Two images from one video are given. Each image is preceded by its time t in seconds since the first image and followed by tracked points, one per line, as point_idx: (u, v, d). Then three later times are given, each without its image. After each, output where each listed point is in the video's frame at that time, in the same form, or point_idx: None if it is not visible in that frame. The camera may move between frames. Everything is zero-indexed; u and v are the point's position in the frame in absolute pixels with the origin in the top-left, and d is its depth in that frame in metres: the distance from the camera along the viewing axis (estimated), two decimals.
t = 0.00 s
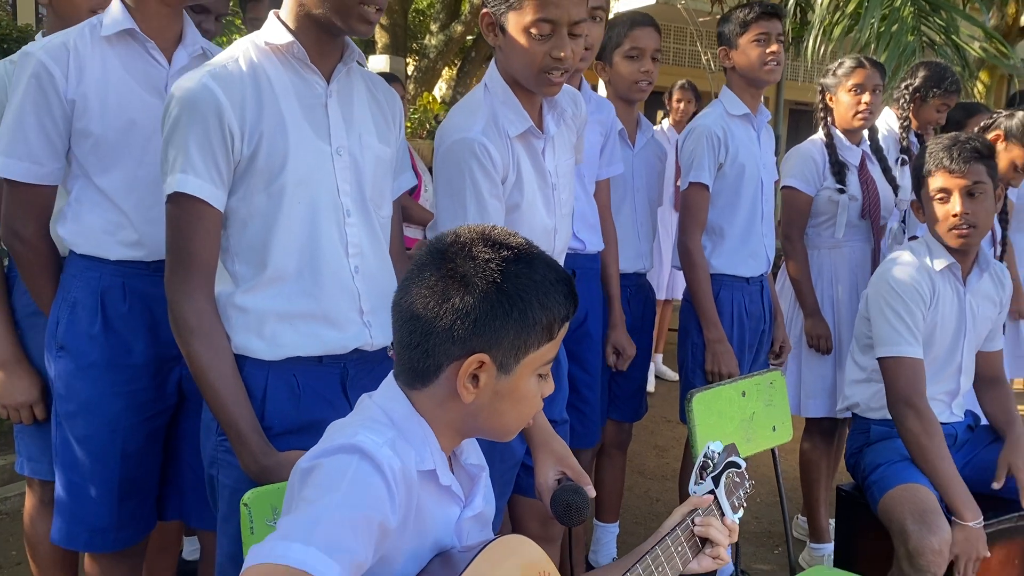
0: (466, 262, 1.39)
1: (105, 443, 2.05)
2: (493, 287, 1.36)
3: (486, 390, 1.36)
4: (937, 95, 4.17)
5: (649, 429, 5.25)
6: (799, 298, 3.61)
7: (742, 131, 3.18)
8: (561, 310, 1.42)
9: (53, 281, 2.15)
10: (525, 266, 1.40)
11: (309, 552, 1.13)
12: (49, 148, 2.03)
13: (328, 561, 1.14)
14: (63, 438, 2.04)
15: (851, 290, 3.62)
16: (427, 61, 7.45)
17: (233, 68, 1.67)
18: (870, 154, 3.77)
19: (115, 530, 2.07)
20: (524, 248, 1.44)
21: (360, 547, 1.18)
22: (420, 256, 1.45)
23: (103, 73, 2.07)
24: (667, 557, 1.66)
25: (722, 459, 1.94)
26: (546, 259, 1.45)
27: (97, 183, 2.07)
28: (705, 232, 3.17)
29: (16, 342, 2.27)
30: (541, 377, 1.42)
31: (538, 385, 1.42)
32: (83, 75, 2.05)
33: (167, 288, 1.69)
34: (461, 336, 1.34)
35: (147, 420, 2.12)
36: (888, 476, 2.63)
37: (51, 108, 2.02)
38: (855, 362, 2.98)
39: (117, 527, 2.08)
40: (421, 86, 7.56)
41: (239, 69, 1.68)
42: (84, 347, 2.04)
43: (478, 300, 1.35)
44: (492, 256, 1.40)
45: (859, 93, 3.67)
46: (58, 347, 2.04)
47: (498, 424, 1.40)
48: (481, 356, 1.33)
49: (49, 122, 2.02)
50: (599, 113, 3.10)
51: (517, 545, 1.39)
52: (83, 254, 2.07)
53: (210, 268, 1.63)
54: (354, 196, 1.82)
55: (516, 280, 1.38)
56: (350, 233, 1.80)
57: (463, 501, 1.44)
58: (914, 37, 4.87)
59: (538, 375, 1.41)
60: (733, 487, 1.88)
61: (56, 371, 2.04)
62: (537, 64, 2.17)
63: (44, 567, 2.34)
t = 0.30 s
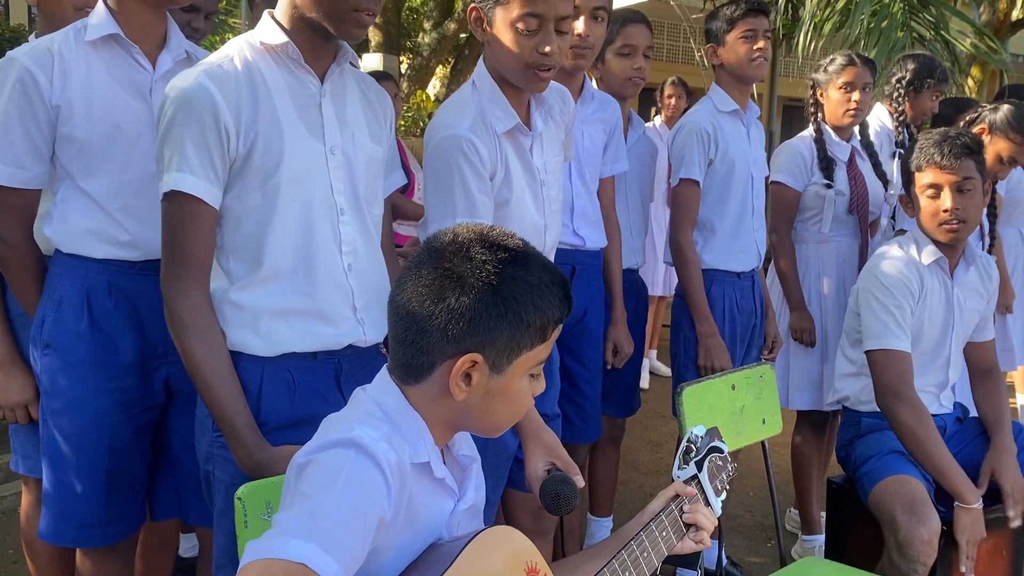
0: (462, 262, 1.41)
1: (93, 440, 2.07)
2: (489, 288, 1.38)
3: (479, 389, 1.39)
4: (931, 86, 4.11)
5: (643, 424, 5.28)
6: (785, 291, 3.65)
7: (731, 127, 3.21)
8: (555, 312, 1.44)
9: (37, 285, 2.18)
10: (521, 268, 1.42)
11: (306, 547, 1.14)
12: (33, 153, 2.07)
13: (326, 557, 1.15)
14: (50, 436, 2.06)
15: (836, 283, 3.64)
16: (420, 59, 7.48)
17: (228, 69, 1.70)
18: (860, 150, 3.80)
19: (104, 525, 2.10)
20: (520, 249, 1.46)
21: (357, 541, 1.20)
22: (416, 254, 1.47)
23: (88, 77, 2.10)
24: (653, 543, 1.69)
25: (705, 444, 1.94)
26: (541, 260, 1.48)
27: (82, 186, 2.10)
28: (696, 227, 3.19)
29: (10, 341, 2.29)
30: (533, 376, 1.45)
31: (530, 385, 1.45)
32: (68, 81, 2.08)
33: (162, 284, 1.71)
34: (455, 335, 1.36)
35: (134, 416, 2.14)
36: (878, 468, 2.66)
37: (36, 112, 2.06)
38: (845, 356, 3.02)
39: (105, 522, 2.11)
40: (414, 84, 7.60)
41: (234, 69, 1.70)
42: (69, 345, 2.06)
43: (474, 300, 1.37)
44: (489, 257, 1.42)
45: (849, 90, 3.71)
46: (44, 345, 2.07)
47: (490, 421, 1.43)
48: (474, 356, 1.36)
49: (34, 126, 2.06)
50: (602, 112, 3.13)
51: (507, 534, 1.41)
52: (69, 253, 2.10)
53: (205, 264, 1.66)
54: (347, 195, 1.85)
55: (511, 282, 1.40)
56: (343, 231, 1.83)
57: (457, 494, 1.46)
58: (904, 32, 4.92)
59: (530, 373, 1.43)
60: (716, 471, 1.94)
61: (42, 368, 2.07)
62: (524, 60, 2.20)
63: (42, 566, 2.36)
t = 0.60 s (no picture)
0: (441, 253, 1.43)
1: (83, 433, 2.08)
2: (468, 279, 1.40)
3: (461, 378, 1.41)
4: (923, 73, 4.13)
5: (638, 417, 5.31)
6: (779, 285, 3.65)
7: (720, 121, 3.23)
8: (535, 302, 1.46)
9: (27, 278, 2.18)
10: (500, 258, 1.44)
11: (304, 543, 1.16)
12: (24, 147, 2.09)
13: (318, 550, 1.17)
14: (40, 430, 2.08)
15: (830, 278, 3.66)
16: (414, 55, 7.50)
17: (215, 63, 1.71)
18: (851, 143, 3.82)
19: (95, 516, 2.12)
20: (499, 240, 1.48)
21: (352, 534, 1.22)
22: (398, 247, 1.49)
23: (77, 71, 2.11)
24: (640, 533, 1.70)
25: (693, 436, 1.97)
26: (521, 250, 1.49)
27: (71, 180, 2.11)
28: (687, 222, 3.21)
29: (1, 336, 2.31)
30: (517, 365, 1.46)
31: (514, 373, 1.46)
32: (58, 75, 2.09)
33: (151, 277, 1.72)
34: (436, 325, 1.38)
35: (123, 408, 2.15)
36: (868, 459, 2.67)
37: (25, 106, 2.07)
38: (835, 350, 3.02)
39: (97, 513, 2.12)
40: (410, 80, 7.62)
41: (221, 63, 1.71)
42: (59, 338, 2.08)
43: (453, 291, 1.39)
44: (467, 248, 1.44)
45: (842, 83, 3.72)
46: (33, 338, 2.08)
47: (475, 410, 1.45)
48: (454, 346, 1.38)
49: (24, 121, 2.07)
50: (608, 107, 3.11)
51: (494, 524, 1.43)
52: (57, 247, 2.11)
53: (194, 258, 1.67)
54: (336, 188, 1.86)
55: (490, 272, 1.42)
56: (332, 224, 1.84)
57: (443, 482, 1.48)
58: (895, 26, 4.96)
59: (514, 362, 1.45)
60: (704, 464, 1.95)
61: (32, 362, 2.08)
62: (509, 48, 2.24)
63: (35, 558, 2.38)
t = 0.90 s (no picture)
0: (420, 235, 1.45)
1: (78, 421, 2.10)
2: (446, 261, 1.42)
3: (441, 359, 1.43)
4: (912, 62, 4.06)
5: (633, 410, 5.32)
6: (774, 277, 3.66)
7: (711, 112, 3.24)
8: (515, 284, 1.47)
9: (21, 267, 2.20)
10: (478, 241, 1.46)
11: (289, 515, 1.16)
12: (18, 135, 2.09)
13: (298, 519, 1.17)
14: (35, 419, 2.09)
15: (825, 269, 3.67)
16: (410, 48, 7.51)
17: (204, 51, 1.72)
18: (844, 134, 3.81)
19: (90, 505, 2.13)
20: (479, 223, 1.50)
21: (333, 504, 1.23)
22: (379, 230, 1.51)
23: (71, 60, 2.12)
24: (626, 519, 1.72)
25: (681, 423, 1.97)
26: (501, 233, 1.51)
27: (65, 169, 2.12)
28: (676, 211, 3.24)
29: None
30: (498, 347, 1.48)
31: (495, 355, 1.48)
32: (52, 64, 2.10)
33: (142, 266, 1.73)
34: (415, 307, 1.40)
35: (118, 397, 2.16)
36: (859, 448, 2.68)
37: (19, 94, 2.08)
38: (825, 340, 3.05)
39: (92, 502, 2.13)
40: (406, 74, 7.61)
41: (210, 51, 1.72)
42: (53, 327, 2.09)
43: (432, 272, 1.41)
44: (446, 230, 1.45)
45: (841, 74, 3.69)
46: (28, 328, 2.09)
47: (456, 392, 1.46)
48: (433, 327, 1.40)
49: (18, 109, 2.08)
50: (620, 101, 3.08)
51: (480, 508, 1.45)
52: (51, 237, 2.12)
53: (184, 247, 1.68)
54: (326, 176, 1.87)
55: (468, 254, 1.43)
56: (323, 212, 1.85)
57: (425, 463, 1.52)
58: (888, 19, 4.97)
59: (494, 344, 1.47)
60: (693, 452, 1.96)
61: (26, 351, 2.09)
62: (496, 39, 2.27)
63: (30, 549, 2.39)
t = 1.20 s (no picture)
0: (405, 220, 1.47)
1: (73, 409, 2.11)
2: (430, 244, 1.44)
3: (425, 341, 1.44)
4: (899, 52, 4.07)
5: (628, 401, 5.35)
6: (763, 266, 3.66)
7: (703, 101, 3.26)
8: (498, 268, 1.49)
9: (17, 255, 2.22)
10: (462, 225, 1.48)
11: (257, 487, 1.17)
12: (13, 122, 2.10)
13: (276, 499, 1.18)
14: (30, 406, 2.10)
15: (820, 258, 3.68)
16: (405, 41, 7.54)
17: (194, 39, 1.73)
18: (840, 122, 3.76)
19: (85, 493, 2.14)
20: (463, 209, 1.52)
21: (309, 486, 1.23)
22: (365, 216, 1.53)
23: (66, 48, 2.13)
24: (614, 505, 1.74)
25: (670, 413, 1.97)
26: (485, 218, 1.53)
27: (62, 157, 2.12)
28: (667, 200, 3.27)
29: None
30: (481, 332, 1.49)
31: (478, 340, 1.49)
32: (47, 52, 2.11)
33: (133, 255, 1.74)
34: (399, 290, 1.42)
35: (113, 385, 2.17)
36: (848, 435, 2.70)
37: (15, 82, 2.09)
38: (816, 327, 3.05)
39: (87, 489, 2.15)
40: (402, 66, 7.63)
41: (201, 40, 1.73)
42: (50, 315, 2.10)
43: (416, 255, 1.43)
44: (430, 215, 1.48)
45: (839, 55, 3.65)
46: (24, 316, 2.11)
47: (440, 375, 1.47)
48: (417, 309, 1.41)
49: (14, 97, 2.09)
50: (624, 90, 3.07)
51: (467, 487, 1.53)
52: (47, 225, 2.13)
53: (175, 237, 1.69)
54: (317, 164, 1.88)
55: (452, 238, 1.46)
56: (315, 200, 1.86)
57: (413, 447, 1.54)
58: (881, 10, 5.02)
59: (477, 329, 1.48)
60: (681, 442, 1.96)
61: (23, 339, 2.11)
62: (493, 27, 2.27)
63: (25, 537, 2.40)
